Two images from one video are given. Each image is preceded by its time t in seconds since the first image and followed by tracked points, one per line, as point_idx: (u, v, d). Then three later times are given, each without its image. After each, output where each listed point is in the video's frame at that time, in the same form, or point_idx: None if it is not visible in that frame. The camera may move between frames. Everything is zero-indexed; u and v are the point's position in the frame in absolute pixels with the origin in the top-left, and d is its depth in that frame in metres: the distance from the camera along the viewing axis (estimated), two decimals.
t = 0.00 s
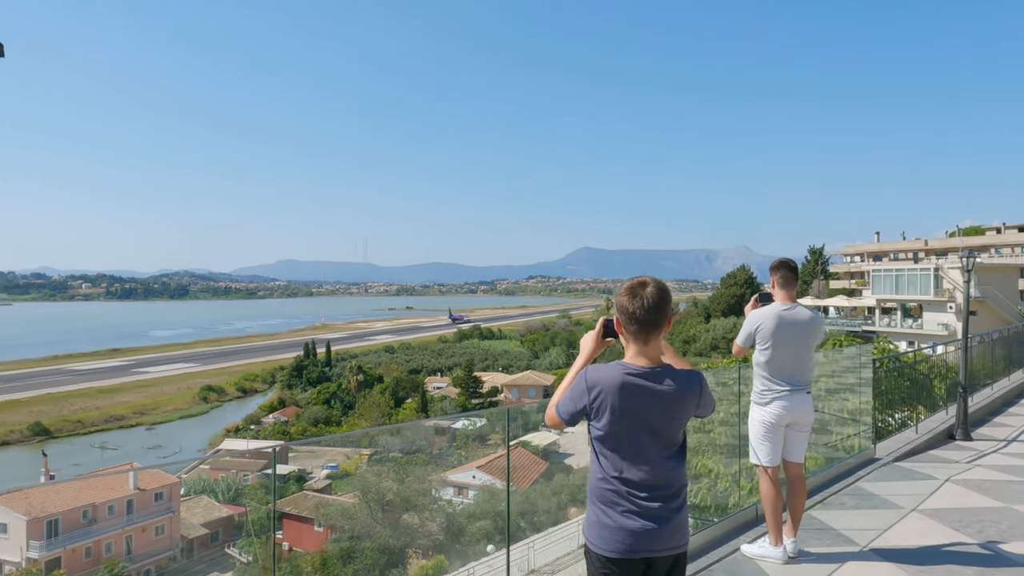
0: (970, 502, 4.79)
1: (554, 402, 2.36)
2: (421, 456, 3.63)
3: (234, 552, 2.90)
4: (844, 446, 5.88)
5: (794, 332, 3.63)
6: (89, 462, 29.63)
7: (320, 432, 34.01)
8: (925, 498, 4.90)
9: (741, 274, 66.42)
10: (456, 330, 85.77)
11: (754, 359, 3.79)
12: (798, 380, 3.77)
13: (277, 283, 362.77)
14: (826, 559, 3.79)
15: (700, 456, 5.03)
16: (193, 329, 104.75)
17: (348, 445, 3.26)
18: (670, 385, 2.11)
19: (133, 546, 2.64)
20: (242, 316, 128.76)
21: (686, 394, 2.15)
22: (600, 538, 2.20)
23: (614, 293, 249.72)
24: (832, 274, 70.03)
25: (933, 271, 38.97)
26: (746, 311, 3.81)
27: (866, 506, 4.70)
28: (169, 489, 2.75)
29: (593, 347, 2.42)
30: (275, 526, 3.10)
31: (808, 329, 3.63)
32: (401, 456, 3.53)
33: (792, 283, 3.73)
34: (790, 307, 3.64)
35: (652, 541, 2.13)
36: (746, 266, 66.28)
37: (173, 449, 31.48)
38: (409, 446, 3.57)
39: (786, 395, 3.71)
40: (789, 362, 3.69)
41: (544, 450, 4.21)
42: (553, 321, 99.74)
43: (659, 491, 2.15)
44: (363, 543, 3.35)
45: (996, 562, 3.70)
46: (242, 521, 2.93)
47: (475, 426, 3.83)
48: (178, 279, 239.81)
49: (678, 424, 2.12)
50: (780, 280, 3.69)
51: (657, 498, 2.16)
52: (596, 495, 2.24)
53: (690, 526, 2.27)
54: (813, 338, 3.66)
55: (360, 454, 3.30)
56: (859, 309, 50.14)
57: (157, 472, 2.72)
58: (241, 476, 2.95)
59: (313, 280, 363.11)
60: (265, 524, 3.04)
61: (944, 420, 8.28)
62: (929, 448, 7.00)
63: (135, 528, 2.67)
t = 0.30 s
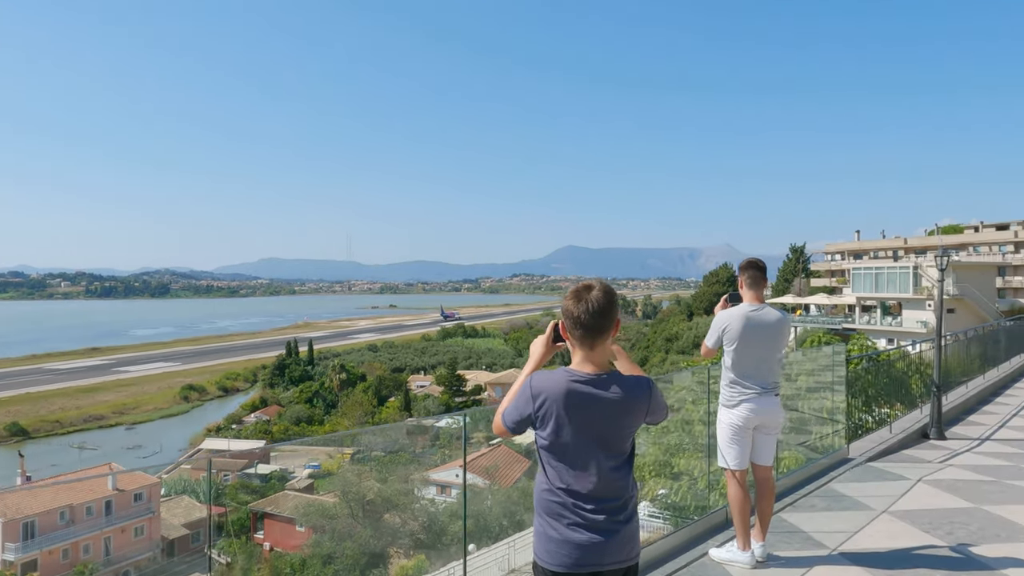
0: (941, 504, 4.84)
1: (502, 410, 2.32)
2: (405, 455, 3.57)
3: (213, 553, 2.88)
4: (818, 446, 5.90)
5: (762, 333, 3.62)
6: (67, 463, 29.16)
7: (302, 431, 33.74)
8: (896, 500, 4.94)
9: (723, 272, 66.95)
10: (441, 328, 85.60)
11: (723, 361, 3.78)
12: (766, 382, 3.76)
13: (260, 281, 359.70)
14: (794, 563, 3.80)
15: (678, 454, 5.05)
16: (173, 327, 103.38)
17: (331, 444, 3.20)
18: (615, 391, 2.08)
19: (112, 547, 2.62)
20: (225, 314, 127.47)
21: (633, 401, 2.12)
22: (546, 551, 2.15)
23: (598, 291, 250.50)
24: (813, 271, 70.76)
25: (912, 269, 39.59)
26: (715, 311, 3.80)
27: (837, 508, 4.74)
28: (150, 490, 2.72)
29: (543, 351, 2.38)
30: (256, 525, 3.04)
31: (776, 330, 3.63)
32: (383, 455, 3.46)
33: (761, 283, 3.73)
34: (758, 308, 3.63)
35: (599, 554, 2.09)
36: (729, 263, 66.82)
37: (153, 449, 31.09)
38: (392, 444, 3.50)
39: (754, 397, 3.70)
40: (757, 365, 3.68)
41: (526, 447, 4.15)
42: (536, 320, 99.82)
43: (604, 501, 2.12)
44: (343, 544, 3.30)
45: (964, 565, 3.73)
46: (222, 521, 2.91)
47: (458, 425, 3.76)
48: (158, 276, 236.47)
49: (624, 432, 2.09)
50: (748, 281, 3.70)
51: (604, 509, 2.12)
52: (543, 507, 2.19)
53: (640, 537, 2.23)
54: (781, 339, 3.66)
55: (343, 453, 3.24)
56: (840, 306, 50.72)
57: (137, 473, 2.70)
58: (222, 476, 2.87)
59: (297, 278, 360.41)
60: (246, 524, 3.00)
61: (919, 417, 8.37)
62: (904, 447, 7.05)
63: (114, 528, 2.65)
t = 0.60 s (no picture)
0: (922, 508, 4.84)
1: (451, 423, 2.20)
2: (395, 455, 3.52)
3: (200, 556, 2.81)
4: (801, 449, 5.89)
5: (739, 337, 3.58)
6: (54, 464, 28.86)
7: (292, 432, 33.59)
8: (877, 504, 4.94)
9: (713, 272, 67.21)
10: (432, 328, 85.48)
11: (698, 365, 3.74)
12: (744, 388, 3.71)
13: (250, 282, 358.14)
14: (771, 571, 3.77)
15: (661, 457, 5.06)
16: (162, 327, 102.71)
17: (321, 446, 3.17)
18: (567, 403, 1.95)
19: (98, 549, 2.56)
20: (215, 315, 126.85)
21: (587, 413, 1.98)
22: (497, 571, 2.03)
23: (590, 290, 250.93)
24: (803, 271, 71.20)
25: (901, 268, 39.88)
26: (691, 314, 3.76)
27: (817, 513, 4.74)
28: (137, 491, 2.66)
29: (497, 361, 2.27)
30: (244, 527, 2.97)
31: (753, 333, 3.59)
32: (374, 455, 3.42)
33: (737, 286, 3.70)
34: (733, 311, 3.60)
35: None
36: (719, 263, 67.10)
37: (141, 450, 30.86)
38: (383, 445, 3.46)
39: (729, 402, 3.65)
40: (734, 369, 3.64)
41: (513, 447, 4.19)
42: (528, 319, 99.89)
43: (556, 519, 1.99)
44: (331, 546, 3.24)
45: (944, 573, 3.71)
46: (211, 523, 2.83)
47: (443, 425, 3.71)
48: (146, 276, 234.61)
49: (576, 446, 1.96)
50: (724, 282, 3.66)
51: (556, 527, 1.99)
52: (493, 525, 2.07)
53: (596, 553, 2.11)
54: (758, 343, 3.62)
55: (332, 455, 3.21)
56: (829, 306, 51.01)
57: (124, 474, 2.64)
58: (211, 476, 2.84)
59: (287, 279, 359.33)
60: (234, 525, 2.92)
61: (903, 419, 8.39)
62: (888, 449, 7.06)
63: (101, 530, 2.57)
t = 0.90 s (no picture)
0: (902, 507, 4.84)
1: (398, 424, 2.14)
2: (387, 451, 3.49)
3: (189, 553, 2.77)
4: (786, 446, 5.88)
5: (715, 334, 3.57)
6: (43, 462, 28.67)
7: (283, 428, 33.49)
8: (858, 503, 4.94)
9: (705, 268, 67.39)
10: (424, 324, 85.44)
11: (673, 362, 3.73)
12: (719, 387, 3.68)
13: (242, 278, 356.66)
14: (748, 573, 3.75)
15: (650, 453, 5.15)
16: (153, 323, 102.17)
17: (312, 442, 3.12)
18: (511, 405, 1.89)
19: (87, 546, 2.54)
20: (206, 312, 126.20)
21: (533, 414, 1.92)
22: None
23: (583, 287, 251.34)
24: (794, 267, 71.52)
25: (891, 264, 40.13)
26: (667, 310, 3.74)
27: (797, 513, 4.74)
28: (126, 489, 2.62)
29: (446, 357, 2.21)
30: (235, 524, 2.93)
31: (728, 330, 3.57)
32: (365, 452, 3.38)
33: (712, 281, 3.68)
34: (708, 307, 3.58)
35: None
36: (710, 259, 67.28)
37: (132, 447, 30.70)
38: (374, 441, 3.41)
39: (706, 400, 3.63)
40: (709, 368, 3.62)
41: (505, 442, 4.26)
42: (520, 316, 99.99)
43: (501, 526, 1.93)
44: (318, 544, 3.22)
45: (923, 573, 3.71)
46: (201, 520, 2.80)
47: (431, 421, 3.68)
48: (136, 272, 232.93)
49: (521, 448, 1.90)
50: (699, 278, 3.64)
51: (500, 534, 1.94)
52: (436, 531, 2.02)
53: (547, 558, 2.05)
54: (734, 340, 3.61)
55: (324, 451, 3.15)
56: (820, 302, 51.26)
57: (112, 471, 2.59)
58: (202, 474, 2.81)
59: (280, 276, 358.32)
60: (224, 523, 2.88)
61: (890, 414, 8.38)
62: (872, 446, 7.06)
63: (89, 529, 2.55)
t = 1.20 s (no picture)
0: (878, 507, 4.83)
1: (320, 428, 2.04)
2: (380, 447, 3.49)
3: (182, 550, 2.74)
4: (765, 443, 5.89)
5: (683, 334, 3.52)
6: (33, 458, 28.55)
7: (275, 424, 33.44)
8: (834, 503, 4.94)
9: (698, 264, 67.44)
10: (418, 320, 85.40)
11: (642, 360, 3.68)
12: (686, 385, 3.63)
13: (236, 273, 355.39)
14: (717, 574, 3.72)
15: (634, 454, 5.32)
16: (145, 319, 101.71)
17: (305, 437, 3.05)
18: (434, 407, 1.80)
19: (77, 542, 2.49)
20: (199, 307, 125.73)
21: (457, 416, 1.83)
22: None
23: (577, 282, 251.50)
24: (787, 263, 71.78)
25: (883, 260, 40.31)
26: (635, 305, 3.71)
27: (772, 512, 4.73)
28: (115, 486, 2.59)
29: (374, 356, 2.13)
30: (226, 520, 2.87)
31: (698, 326, 3.54)
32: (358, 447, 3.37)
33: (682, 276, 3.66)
34: (675, 303, 3.55)
35: None
36: (703, 255, 67.39)
37: (123, 442, 30.59)
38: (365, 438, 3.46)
39: (672, 399, 3.59)
40: (679, 364, 3.57)
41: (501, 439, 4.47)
42: (513, 311, 100.02)
43: (424, 536, 1.83)
44: (308, 540, 3.19)
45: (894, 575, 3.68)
46: (192, 516, 2.76)
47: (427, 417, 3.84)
48: (129, 267, 231.79)
49: (442, 453, 1.81)
50: (667, 273, 3.61)
51: (423, 545, 1.84)
52: (357, 542, 1.91)
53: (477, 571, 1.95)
54: (703, 335, 3.59)
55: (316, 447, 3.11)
56: (812, 297, 51.43)
57: (103, 466, 2.56)
58: (192, 470, 2.76)
59: (273, 271, 357.38)
60: (215, 519, 2.83)
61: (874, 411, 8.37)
62: (854, 443, 7.03)
63: (79, 524, 2.50)
